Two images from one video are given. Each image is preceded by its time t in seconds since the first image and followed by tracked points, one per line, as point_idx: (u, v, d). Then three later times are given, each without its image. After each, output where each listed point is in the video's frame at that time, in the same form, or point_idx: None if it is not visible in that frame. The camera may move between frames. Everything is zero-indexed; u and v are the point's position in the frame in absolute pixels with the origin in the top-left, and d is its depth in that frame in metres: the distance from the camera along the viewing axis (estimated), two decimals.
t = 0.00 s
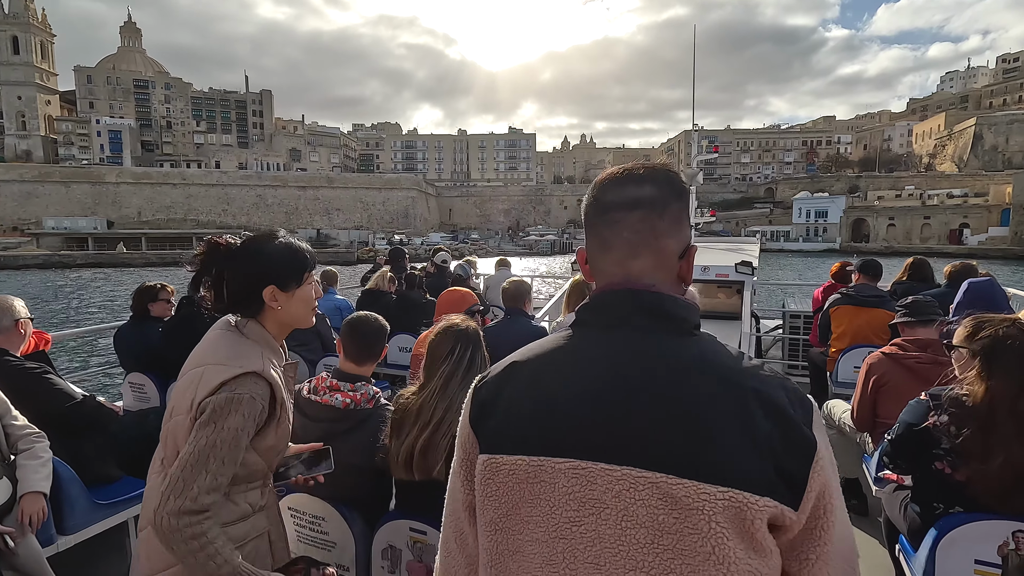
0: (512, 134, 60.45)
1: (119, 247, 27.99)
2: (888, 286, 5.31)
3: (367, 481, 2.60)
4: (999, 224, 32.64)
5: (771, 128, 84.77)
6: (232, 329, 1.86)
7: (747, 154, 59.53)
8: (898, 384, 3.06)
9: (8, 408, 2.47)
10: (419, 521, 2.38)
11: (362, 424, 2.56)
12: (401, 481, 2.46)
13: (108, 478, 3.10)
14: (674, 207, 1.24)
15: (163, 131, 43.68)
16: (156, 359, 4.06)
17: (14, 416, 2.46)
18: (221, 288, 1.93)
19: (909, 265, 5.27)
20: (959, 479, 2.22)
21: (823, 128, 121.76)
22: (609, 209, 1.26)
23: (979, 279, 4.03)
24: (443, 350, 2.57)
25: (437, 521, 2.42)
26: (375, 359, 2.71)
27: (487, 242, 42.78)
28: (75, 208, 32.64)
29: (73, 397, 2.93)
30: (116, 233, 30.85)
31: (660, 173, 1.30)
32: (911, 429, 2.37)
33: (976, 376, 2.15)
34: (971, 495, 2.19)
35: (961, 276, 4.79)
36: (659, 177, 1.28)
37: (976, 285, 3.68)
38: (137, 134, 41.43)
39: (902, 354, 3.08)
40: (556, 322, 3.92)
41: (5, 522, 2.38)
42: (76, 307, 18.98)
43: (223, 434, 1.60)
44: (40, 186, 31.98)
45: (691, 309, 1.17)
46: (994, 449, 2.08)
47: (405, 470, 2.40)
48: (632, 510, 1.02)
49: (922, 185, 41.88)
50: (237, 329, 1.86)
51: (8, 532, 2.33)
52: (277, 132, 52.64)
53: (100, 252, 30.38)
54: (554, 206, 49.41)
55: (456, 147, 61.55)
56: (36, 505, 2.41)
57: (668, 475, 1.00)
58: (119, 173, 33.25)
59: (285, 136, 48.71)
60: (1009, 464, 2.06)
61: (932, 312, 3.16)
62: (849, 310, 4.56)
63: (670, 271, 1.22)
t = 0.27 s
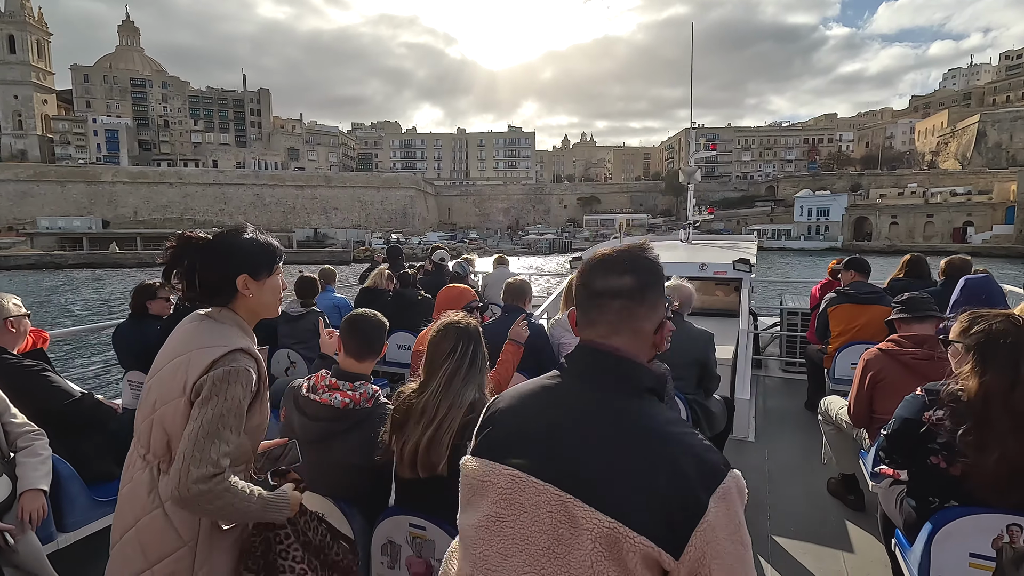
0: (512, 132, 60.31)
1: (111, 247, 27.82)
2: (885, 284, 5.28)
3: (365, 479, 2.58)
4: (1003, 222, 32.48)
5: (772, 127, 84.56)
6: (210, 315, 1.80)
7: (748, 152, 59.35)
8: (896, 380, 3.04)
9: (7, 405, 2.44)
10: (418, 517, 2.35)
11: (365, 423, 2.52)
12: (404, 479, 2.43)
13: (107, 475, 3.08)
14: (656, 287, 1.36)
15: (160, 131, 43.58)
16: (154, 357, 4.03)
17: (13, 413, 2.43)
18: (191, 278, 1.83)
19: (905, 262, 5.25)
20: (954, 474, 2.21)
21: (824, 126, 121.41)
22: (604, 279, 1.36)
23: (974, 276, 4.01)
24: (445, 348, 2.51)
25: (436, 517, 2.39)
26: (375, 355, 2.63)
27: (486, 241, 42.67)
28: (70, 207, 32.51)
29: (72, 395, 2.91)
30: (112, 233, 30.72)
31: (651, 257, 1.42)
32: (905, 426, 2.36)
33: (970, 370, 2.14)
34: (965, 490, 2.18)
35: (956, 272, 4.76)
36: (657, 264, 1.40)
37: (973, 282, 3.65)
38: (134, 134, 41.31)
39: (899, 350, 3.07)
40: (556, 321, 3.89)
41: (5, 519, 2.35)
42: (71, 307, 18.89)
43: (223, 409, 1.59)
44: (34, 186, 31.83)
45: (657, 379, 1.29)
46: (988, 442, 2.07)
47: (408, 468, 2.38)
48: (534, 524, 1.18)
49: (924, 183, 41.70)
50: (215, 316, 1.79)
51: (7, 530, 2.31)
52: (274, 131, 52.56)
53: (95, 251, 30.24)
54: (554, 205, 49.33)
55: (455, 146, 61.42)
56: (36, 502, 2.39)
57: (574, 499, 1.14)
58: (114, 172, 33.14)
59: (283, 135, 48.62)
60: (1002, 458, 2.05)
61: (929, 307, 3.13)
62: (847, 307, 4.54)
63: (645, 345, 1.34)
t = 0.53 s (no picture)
0: (511, 131, 60.17)
1: (105, 248, 27.68)
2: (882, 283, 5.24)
3: (366, 476, 2.56)
4: (1008, 221, 32.33)
5: (772, 125, 84.40)
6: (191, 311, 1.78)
7: (749, 151, 59.17)
8: (893, 377, 3.02)
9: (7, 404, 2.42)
10: (419, 514, 2.37)
11: (366, 421, 2.48)
12: (406, 476, 2.41)
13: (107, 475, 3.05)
14: (647, 398, 1.35)
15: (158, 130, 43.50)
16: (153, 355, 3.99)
17: (13, 411, 2.42)
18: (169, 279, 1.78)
19: (902, 261, 5.20)
20: (950, 471, 2.20)
21: (826, 124, 121.09)
22: (599, 381, 1.36)
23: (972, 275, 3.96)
24: (446, 347, 2.44)
25: (436, 513, 2.39)
26: (372, 354, 2.56)
27: (485, 241, 42.57)
28: (66, 207, 32.44)
29: (71, 394, 2.89)
30: (108, 233, 30.65)
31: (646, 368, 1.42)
32: (902, 422, 2.31)
33: (966, 366, 2.11)
34: (961, 487, 2.17)
35: (954, 271, 4.71)
36: (653, 381, 1.40)
37: (971, 281, 3.59)
38: (131, 133, 41.23)
39: (895, 348, 3.06)
40: (553, 320, 3.85)
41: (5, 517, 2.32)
42: (66, 307, 18.79)
43: (228, 387, 1.61)
44: (30, 186, 31.74)
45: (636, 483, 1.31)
46: (981, 439, 2.06)
47: (411, 465, 2.35)
48: None
49: (926, 182, 41.55)
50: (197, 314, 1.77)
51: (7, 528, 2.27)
52: (272, 130, 52.47)
53: (91, 252, 30.17)
54: (553, 205, 49.25)
55: (454, 145, 61.32)
56: (37, 500, 2.35)
57: None
58: (110, 172, 33.02)
59: (281, 135, 48.53)
60: (998, 453, 2.04)
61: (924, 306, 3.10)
62: (845, 307, 4.51)
63: (629, 454, 1.33)
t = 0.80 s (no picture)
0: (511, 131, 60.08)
1: (99, 249, 27.57)
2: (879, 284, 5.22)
3: (365, 475, 2.51)
4: (1013, 221, 32.15)
5: (774, 125, 84.23)
6: (191, 320, 1.83)
7: (750, 150, 59.03)
8: (889, 378, 2.99)
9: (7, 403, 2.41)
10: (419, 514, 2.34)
11: (363, 420, 2.46)
12: (405, 475, 2.37)
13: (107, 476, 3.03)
14: (573, 447, 1.27)
15: (156, 131, 43.46)
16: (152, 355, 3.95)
17: (12, 411, 2.40)
18: (162, 292, 1.82)
19: (900, 263, 5.18)
20: (947, 471, 2.18)
21: (828, 123, 120.76)
22: (517, 439, 1.27)
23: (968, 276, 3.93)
24: (446, 346, 2.44)
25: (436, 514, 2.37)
26: (370, 353, 2.56)
27: (484, 241, 42.51)
28: (63, 208, 32.35)
29: (70, 392, 2.87)
30: (105, 234, 30.55)
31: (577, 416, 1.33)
32: (900, 421, 2.26)
33: (962, 366, 2.09)
34: (958, 486, 2.15)
35: (950, 272, 4.68)
36: (576, 427, 1.30)
37: (966, 281, 3.57)
38: (130, 134, 41.21)
39: (892, 348, 3.03)
40: (552, 320, 3.82)
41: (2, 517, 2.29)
42: (64, 307, 18.75)
43: (258, 384, 1.76)
44: (26, 187, 31.68)
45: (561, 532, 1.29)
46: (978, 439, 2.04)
47: (410, 464, 2.32)
48: None
49: (930, 181, 41.39)
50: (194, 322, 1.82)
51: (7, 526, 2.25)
52: (271, 130, 52.43)
53: (88, 252, 30.09)
54: (553, 205, 49.22)
55: (454, 145, 61.25)
56: (35, 499, 2.33)
57: None
58: (107, 172, 32.96)
59: (280, 135, 48.52)
60: (991, 454, 2.03)
61: (922, 306, 3.08)
62: (842, 307, 4.49)
63: (549, 507, 1.25)
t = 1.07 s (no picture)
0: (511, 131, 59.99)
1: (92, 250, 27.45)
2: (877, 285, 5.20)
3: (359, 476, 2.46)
4: (1017, 222, 31.97)
5: (775, 125, 84.06)
6: (191, 359, 1.87)
7: (752, 151, 58.85)
8: (888, 380, 2.99)
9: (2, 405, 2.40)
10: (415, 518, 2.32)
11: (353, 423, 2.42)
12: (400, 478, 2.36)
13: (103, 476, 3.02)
14: (428, 468, 1.14)
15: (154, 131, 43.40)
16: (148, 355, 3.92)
17: (8, 413, 2.39)
18: (169, 327, 1.85)
19: (897, 264, 5.16)
20: (942, 472, 2.16)
21: (830, 123, 120.36)
22: (367, 470, 1.15)
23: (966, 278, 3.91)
24: (440, 349, 2.43)
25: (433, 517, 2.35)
26: (360, 355, 2.59)
27: (483, 242, 42.40)
28: (60, 209, 32.26)
29: (66, 392, 2.86)
30: (102, 235, 30.45)
31: (442, 431, 1.22)
32: (896, 422, 2.29)
33: (957, 368, 2.08)
34: (954, 487, 2.14)
35: (947, 274, 4.67)
36: (429, 441, 1.16)
37: (964, 284, 3.55)
38: (128, 134, 41.14)
39: (889, 350, 3.02)
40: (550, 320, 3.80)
41: None
42: (60, 309, 18.68)
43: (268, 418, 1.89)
44: (23, 188, 31.61)
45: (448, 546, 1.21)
46: (972, 440, 2.03)
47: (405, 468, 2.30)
48: None
49: (933, 182, 41.19)
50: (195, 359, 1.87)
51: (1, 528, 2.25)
52: (270, 131, 52.37)
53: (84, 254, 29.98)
54: (554, 206, 49.15)
55: (454, 146, 61.15)
56: (29, 501, 2.32)
57: None
58: (104, 173, 32.86)
59: (279, 135, 48.44)
60: (987, 458, 2.01)
61: (919, 308, 3.07)
62: (839, 309, 4.47)
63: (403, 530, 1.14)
